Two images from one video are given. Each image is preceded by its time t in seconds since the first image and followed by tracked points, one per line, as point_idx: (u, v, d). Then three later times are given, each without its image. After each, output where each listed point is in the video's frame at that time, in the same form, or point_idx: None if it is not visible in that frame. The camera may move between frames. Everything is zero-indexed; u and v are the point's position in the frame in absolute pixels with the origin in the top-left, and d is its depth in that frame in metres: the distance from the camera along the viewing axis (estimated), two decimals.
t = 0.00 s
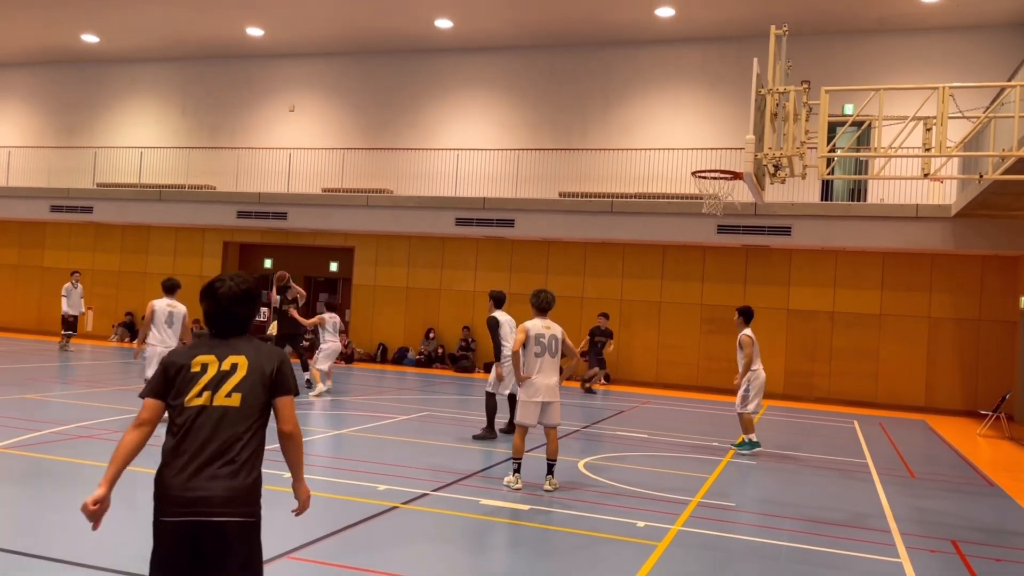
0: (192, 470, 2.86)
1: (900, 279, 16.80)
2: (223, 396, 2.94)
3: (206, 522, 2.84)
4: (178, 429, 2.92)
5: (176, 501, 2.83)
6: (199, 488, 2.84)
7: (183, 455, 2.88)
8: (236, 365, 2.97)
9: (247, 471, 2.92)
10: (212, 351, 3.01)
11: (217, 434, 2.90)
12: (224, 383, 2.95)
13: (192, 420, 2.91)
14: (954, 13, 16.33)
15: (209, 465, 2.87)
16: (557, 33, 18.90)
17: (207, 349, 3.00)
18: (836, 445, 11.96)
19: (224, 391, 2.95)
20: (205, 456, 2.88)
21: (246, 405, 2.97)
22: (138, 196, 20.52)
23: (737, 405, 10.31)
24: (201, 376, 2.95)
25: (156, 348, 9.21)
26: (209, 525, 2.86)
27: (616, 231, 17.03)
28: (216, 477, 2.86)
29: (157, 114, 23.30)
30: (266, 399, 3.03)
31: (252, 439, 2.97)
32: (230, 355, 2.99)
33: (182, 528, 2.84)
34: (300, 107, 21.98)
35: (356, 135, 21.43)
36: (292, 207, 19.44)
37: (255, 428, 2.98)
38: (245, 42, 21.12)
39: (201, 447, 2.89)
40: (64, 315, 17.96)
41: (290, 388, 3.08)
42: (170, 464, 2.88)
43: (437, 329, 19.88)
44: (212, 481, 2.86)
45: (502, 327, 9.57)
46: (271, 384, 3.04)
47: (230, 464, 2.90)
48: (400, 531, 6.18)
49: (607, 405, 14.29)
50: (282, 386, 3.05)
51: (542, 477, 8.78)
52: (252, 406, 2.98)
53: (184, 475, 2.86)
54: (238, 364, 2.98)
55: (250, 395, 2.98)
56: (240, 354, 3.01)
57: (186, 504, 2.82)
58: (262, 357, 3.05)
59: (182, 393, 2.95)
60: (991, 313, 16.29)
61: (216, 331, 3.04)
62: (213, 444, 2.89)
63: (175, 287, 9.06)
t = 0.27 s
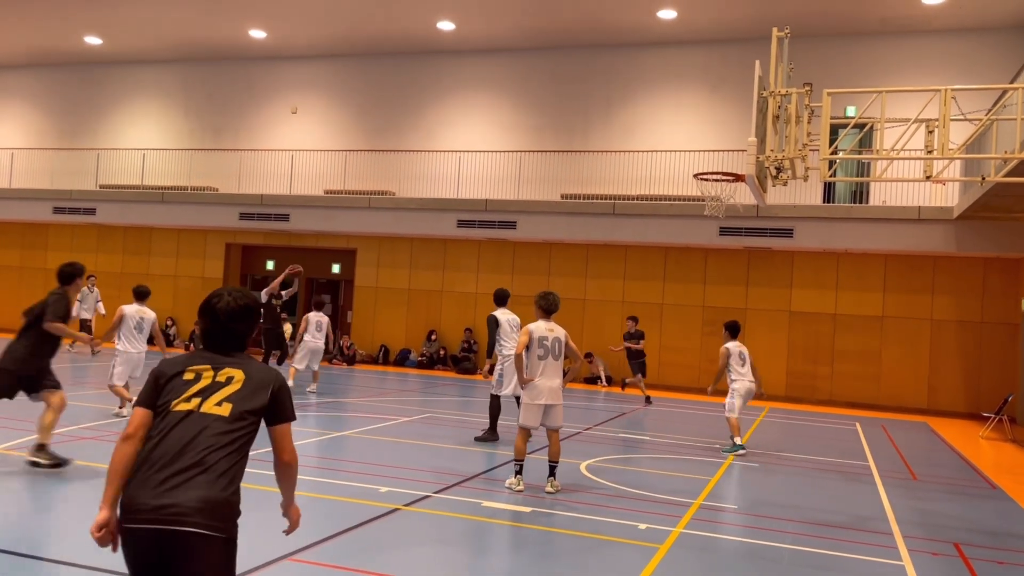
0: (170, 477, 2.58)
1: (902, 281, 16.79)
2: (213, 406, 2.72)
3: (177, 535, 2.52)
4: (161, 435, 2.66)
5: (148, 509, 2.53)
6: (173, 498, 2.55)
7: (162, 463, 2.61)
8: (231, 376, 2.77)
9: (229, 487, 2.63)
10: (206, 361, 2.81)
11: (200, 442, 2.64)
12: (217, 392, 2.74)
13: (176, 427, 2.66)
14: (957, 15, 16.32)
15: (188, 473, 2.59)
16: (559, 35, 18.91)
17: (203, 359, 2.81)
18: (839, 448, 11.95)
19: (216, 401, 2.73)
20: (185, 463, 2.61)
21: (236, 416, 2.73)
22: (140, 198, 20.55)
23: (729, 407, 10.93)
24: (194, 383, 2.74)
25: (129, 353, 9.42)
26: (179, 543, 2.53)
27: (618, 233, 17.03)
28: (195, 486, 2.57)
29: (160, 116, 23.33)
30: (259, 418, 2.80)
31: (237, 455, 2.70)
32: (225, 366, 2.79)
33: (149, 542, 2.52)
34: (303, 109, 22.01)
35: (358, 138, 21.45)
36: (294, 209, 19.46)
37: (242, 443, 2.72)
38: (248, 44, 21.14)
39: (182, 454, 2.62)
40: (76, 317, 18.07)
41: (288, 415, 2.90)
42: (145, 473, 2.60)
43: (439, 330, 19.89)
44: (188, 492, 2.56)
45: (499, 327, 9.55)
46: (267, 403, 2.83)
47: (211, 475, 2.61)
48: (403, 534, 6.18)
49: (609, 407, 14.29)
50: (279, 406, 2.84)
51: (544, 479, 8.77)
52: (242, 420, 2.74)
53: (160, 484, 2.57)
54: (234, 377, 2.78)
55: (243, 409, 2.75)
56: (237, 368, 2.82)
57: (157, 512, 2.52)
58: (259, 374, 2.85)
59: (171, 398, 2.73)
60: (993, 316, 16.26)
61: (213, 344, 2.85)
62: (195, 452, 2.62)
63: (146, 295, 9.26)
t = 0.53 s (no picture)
0: (137, 483, 2.50)
1: (907, 283, 16.76)
2: (178, 409, 2.62)
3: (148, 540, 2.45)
4: (124, 442, 2.57)
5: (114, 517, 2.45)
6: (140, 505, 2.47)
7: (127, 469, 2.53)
8: (195, 378, 2.68)
9: (199, 489, 2.56)
10: (169, 365, 2.71)
11: (167, 446, 2.56)
12: (181, 396, 2.64)
13: (140, 432, 2.57)
14: (962, 16, 16.29)
15: (155, 477, 2.51)
16: (563, 36, 18.90)
17: (164, 363, 2.71)
18: (843, 450, 11.92)
19: (180, 404, 2.63)
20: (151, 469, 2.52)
21: (202, 419, 2.64)
22: (145, 199, 20.57)
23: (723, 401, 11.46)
24: (155, 387, 2.64)
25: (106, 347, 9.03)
26: (151, 547, 2.47)
27: (622, 234, 17.01)
28: (163, 490, 2.50)
29: (164, 118, 23.38)
30: (225, 419, 2.71)
31: (206, 457, 2.62)
32: (189, 369, 2.70)
33: (119, 549, 2.45)
34: (307, 110, 22.05)
35: (362, 139, 21.47)
36: (298, 211, 19.48)
37: (210, 444, 2.64)
38: (253, 45, 21.18)
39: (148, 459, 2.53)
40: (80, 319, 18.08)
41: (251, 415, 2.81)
42: (112, 479, 2.51)
43: (443, 332, 19.89)
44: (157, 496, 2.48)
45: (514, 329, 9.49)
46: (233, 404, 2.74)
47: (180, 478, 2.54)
48: (405, 534, 6.18)
49: (612, 409, 14.26)
50: (244, 407, 2.75)
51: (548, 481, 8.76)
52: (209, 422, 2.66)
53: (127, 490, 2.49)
54: (198, 379, 2.69)
55: (209, 411, 2.67)
56: (200, 371, 2.73)
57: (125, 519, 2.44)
58: (224, 376, 2.76)
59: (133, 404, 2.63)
60: (998, 318, 16.23)
61: (172, 348, 2.75)
62: (161, 457, 2.54)
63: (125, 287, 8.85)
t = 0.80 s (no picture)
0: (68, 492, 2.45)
1: (914, 285, 16.70)
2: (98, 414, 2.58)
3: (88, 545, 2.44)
4: (42, 452, 2.49)
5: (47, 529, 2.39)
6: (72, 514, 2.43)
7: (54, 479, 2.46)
8: (110, 378, 2.63)
9: (131, 489, 2.58)
10: (76, 367, 2.60)
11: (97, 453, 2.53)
12: (102, 398, 2.60)
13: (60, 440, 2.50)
14: (969, 17, 16.23)
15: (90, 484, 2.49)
16: (570, 37, 18.90)
17: (69, 365, 2.60)
18: (850, 452, 11.88)
19: (100, 407, 2.59)
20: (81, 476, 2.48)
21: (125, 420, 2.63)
22: (152, 200, 20.64)
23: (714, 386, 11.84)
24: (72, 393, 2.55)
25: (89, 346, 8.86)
26: (98, 548, 2.47)
27: (628, 235, 16.99)
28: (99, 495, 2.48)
29: (171, 118, 23.45)
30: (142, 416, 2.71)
31: (129, 457, 2.63)
32: (101, 369, 2.63)
33: (62, 559, 2.40)
34: (313, 111, 22.09)
35: (369, 140, 21.51)
36: (304, 211, 19.52)
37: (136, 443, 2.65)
38: (260, 46, 21.25)
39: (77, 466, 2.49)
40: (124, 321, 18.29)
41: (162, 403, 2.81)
42: (45, 486, 2.44)
43: (449, 332, 19.89)
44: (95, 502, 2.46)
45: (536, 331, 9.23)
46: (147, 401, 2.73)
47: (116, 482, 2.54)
48: (411, 535, 6.19)
49: (618, 410, 14.24)
50: (155, 403, 2.76)
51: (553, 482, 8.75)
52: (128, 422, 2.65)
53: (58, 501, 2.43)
54: (114, 380, 2.64)
55: (130, 412, 2.65)
56: (110, 370, 2.66)
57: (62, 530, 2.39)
58: (133, 372, 2.73)
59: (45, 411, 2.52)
60: (1005, 320, 16.15)
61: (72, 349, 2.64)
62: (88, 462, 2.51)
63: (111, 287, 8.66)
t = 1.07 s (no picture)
0: None
1: (925, 287, 16.61)
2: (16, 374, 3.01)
3: None
4: None
5: None
6: None
7: None
8: (33, 341, 3.03)
9: (49, 439, 3.01)
10: (10, 329, 3.04)
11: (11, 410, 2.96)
12: (24, 358, 3.00)
13: None
14: (981, 18, 16.15)
15: None
16: (580, 38, 18.90)
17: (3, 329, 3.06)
18: (860, 454, 11.82)
19: (25, 367, 3.00)
20: None
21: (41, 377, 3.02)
22: (163, 200, 20.75)
23: (715, 383, 11.92)
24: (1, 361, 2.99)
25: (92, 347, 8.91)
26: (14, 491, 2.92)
27: (637, 236, 16.97)
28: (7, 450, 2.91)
29: (183, 119, 23.56)
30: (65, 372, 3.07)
31: (51, 409, 3.04)
32: (27, 332, 3.04)
33: None
34: (324, 112, 22.16)
35: (379, 141, 21.56)
36: (314, 212, 19.57)
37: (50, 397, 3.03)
38: (271, 47, 21.33)
39: None
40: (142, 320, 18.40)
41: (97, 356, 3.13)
42: None
43: (458, 333, 19.90)
44: None
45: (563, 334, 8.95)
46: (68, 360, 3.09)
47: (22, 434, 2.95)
48: (419, 535, 6.20)
49: (627, 411, 14.22)
50: (88, 354, 3.10)
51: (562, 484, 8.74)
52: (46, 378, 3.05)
53: None
54: (36, 342, 3.03)
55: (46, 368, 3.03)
56: (37, 332, 3.06)
57: None
58: (58, 330, 3.10)
59: None
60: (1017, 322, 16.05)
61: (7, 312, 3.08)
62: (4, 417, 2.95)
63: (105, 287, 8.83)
